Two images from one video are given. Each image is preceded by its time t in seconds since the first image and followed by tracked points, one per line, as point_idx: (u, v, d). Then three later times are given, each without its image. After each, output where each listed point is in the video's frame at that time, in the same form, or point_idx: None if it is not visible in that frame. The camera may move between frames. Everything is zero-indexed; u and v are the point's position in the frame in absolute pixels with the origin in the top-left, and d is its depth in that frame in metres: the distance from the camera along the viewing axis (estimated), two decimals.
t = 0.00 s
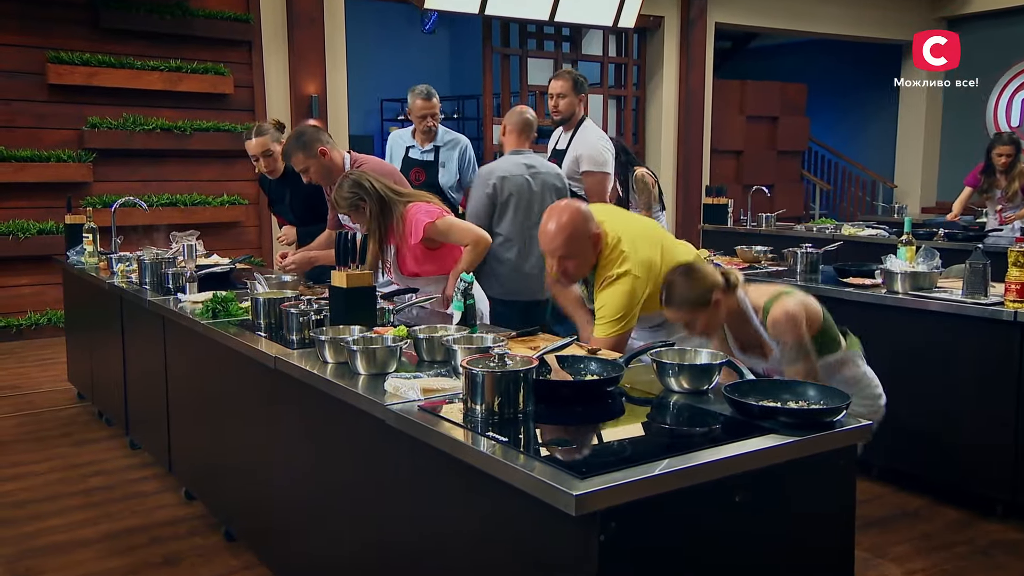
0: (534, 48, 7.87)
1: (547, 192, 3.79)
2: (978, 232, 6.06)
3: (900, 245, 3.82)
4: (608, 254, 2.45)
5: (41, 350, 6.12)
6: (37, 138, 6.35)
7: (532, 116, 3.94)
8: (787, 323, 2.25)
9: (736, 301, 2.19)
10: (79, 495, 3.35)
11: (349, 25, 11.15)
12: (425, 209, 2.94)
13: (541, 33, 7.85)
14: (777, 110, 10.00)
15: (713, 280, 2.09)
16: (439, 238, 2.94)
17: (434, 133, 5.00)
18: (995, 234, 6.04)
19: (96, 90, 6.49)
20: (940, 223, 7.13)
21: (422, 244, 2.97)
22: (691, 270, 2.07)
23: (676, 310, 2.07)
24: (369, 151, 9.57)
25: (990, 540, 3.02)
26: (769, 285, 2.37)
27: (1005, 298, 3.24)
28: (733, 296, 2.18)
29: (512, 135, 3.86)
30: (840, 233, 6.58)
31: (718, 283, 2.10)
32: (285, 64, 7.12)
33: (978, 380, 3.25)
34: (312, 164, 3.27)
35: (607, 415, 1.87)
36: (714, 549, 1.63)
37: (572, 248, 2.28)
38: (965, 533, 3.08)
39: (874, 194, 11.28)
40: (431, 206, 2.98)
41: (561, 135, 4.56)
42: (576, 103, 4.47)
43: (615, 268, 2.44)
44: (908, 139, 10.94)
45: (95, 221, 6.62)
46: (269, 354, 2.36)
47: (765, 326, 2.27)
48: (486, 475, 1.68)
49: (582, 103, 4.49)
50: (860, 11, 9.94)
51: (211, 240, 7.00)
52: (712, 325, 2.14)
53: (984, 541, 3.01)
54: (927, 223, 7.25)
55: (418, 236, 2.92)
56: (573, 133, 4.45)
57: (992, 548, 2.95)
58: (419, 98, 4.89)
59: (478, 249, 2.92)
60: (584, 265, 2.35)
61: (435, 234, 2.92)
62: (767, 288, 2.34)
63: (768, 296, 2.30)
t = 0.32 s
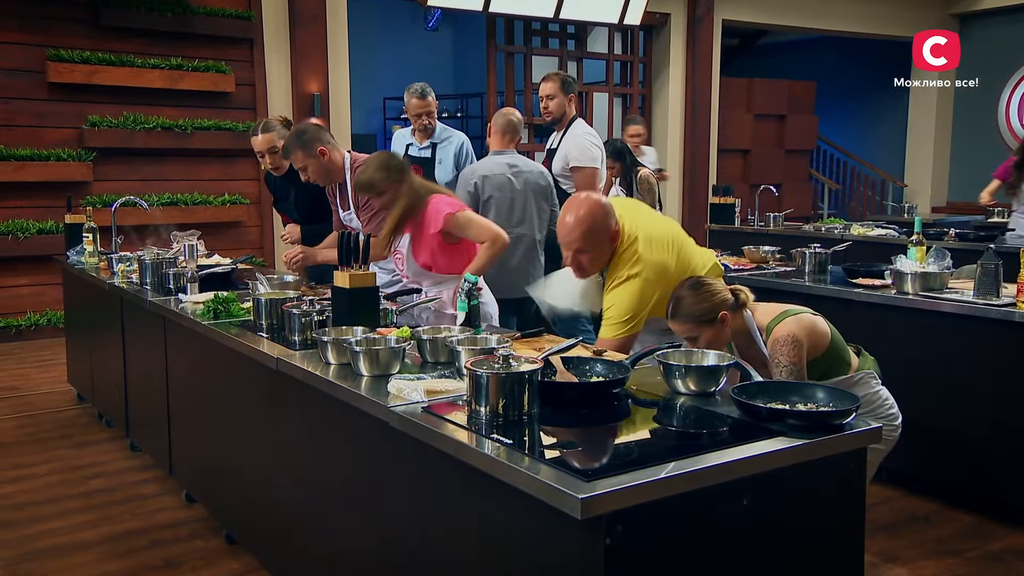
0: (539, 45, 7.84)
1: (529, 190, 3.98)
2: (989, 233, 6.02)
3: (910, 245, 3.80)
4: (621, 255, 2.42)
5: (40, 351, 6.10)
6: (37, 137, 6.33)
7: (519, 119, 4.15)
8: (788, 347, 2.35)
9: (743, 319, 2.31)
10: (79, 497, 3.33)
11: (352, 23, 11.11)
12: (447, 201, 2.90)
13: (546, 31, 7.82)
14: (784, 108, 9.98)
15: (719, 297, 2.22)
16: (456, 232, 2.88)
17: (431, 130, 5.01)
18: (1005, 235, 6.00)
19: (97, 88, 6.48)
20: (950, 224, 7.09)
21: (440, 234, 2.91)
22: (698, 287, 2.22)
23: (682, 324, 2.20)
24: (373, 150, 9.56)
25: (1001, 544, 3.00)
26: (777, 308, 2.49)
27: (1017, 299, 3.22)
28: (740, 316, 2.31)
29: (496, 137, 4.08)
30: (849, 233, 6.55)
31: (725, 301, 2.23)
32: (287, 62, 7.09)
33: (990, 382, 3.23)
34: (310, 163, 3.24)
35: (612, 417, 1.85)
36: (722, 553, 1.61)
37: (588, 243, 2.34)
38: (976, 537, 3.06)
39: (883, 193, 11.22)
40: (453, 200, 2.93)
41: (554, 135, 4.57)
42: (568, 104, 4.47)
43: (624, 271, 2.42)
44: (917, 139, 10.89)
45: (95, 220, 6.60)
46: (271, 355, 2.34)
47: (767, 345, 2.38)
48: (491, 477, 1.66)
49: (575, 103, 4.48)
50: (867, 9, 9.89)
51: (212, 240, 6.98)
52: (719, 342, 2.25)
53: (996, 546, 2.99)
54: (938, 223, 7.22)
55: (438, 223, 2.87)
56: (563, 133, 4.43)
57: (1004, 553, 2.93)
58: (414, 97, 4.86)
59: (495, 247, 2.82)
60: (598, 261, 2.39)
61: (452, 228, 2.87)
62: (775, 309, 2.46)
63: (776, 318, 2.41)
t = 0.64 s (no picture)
0: (544, 43, 7.81)
1: (516, 193, 4.15)
2: (998, 233, 6.00)
3: (920, 246, 3.78)
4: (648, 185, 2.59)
5: (39, 352, 6.08)
6: (36, 136, 6.31)
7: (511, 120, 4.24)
8: (793, 343, 2.32)
9: (750, 317, 2.32)
10: (79, 500, 3.31)
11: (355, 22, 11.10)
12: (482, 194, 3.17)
13: (550, 28, 7.79)
14: (792, 105, 9.96)
15: (725, 290, 2.24)
16: (490, 226, 3.14)
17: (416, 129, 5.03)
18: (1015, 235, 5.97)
19: (96, 87, 6.45)
20: (960, 225, 7.05)
21: (476, 225, 3.14)
22: (707, 280, 2.25)
23: (687, 317, 2.23)
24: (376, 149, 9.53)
25: (1012, 550, 2.98)
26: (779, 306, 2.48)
27: None
28: (750, 312, 2.31)
29: (489, 138, 4.18)
30: (858, 233, 6.52)
31: (734, 295, 2.24)
32: (289, 60, 7.08)
33: (1001, 384, 3.21)
34: (309, 162, 3.22)
35: (618, 419, 1.82)
36: (730, 558, 1.58)
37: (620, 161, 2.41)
38: (986, 542, 3.04)
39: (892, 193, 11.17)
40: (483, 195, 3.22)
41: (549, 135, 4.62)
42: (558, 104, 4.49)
43: (659, 194, 2.58)
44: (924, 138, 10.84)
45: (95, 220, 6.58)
46: (273, 356, 2.32)
47: (774, 342, 2.36)
48: (495, 480, 1.64)
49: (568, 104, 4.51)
50: (871, 6, 9.84)
51: (213, 240, 6.96)
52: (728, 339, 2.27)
53: (1007, 551, 2.96)
54: (948, 224, 7.19)
55: (480, 213, 3.11)
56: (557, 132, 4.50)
57: (1016, 558, 2.90)
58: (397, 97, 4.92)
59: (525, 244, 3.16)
60: (623, 183, 2.49)
61: (491, 219, 3.13)
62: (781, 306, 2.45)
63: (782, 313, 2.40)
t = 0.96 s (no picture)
0: (546, 41, 7.78)
1: (508, 189, 4.14)
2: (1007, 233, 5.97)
3: (928, 247, 3.76)
4: (677, 155, 2.62)
5: (36, 354, 6.05)
6: (33, 135, 6.28)
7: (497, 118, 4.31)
8: (801, 331, 2.24)
9: (752, 310, 2.25)
10: (76, 504, 3.29)
11: (357, 20, 11.07)
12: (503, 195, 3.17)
13: (554, 26, 7.76)
14: (797, 104, 9.94)
15: (727, 280, 2.20)
16: (510, 228, 3.15)
17: (401, 131, 5.16)
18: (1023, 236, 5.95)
19: (94, 85, 6.43)
20: (968, 226, 7.04)
21: (496, 224, 3.13)
22: (709, 268, 2.21)
23: (687, 303, 2.19)
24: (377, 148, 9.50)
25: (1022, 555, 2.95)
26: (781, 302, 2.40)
27: None
28: (751, 306, 2.25)
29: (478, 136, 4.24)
30: (865, 234, 6.51)
31: (735, 286, 2.21)
32: (289, 58, 7.05)
33: (1011, 387, 3.18)
34: (306, 161, 3.19)
35: (622, 422, 1.80)
36: (737, 563, 1.56)
37: (654, 125, 2.41)
38: (996, 547, 3.02)
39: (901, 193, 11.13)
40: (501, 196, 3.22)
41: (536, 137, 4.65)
42: (545, 105, 4.53)
43: (691, 162, 2.61)
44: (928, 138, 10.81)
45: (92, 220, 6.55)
46: (272, 358, 2.30)
47: (778, 336, 2.27)
48: (497, 483, 1.61)
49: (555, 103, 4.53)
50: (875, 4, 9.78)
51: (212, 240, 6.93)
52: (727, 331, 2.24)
53: (1017, 557, 2.94)
54: (957, 224, 7.17)
55: (502, 213, 3.11)
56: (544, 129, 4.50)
57: None
58: (379, 101, 5.09)
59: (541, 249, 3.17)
60: (654, 145, 2.49)
61: (511, 221, 3.13)
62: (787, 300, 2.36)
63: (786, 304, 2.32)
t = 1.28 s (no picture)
0: (548, 40, 7.75)
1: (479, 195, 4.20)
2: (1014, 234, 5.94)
3: (935, 248, 3.72)
4: (704, 144, 2.59)
5: (32, 355, 6.03)
6: (30, 135, 6.27)
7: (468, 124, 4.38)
8: (814, 279, 1.99)
9: (775, 246, 2.11)
10: (72, 507, 3.27)
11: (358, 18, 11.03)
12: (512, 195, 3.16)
13: (555, 24, 7.73)
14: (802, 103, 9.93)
15: (758, 206, 2.08)
16: (517, 228, 3.13)
17: (407, 128, 5.17)
18: None
19: (91, 85, 6.41)
20: (974, 226, 7.01)
21: (504, 224, 3.11)
22: (744, 190, 2.10)
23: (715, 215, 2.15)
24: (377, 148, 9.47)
25: None
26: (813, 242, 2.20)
27: None
28: (776, 236, 2.10)
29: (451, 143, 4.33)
30: (870, 234, 6.49)
31: (763, 214, 2.08)
32: (288, 57, 7.02)
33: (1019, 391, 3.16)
34: (302, 163, 3.19)
35: (624, 425, 1.77)
36: (742, 569, 1.54)
37: (684, 106, 2.37)
38: (1004, 552, 3.00)
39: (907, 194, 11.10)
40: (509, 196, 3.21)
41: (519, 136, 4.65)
42: (522, 106, 4.54)
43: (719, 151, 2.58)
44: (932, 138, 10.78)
45: (89, 220, 6.53)
46: (271, 360, 2.27)
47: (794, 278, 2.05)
48: (498, 487, 1.59)
49: (531, 104, 4.52)
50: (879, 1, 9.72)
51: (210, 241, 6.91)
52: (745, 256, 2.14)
53: None
54: (963, 224, 7.15)
55: (511, 213, 3.09)
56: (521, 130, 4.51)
57: None
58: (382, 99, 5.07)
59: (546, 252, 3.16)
60: (687, 127, 2.44)
61: (519, 221, 3.11)
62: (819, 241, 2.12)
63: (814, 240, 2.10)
